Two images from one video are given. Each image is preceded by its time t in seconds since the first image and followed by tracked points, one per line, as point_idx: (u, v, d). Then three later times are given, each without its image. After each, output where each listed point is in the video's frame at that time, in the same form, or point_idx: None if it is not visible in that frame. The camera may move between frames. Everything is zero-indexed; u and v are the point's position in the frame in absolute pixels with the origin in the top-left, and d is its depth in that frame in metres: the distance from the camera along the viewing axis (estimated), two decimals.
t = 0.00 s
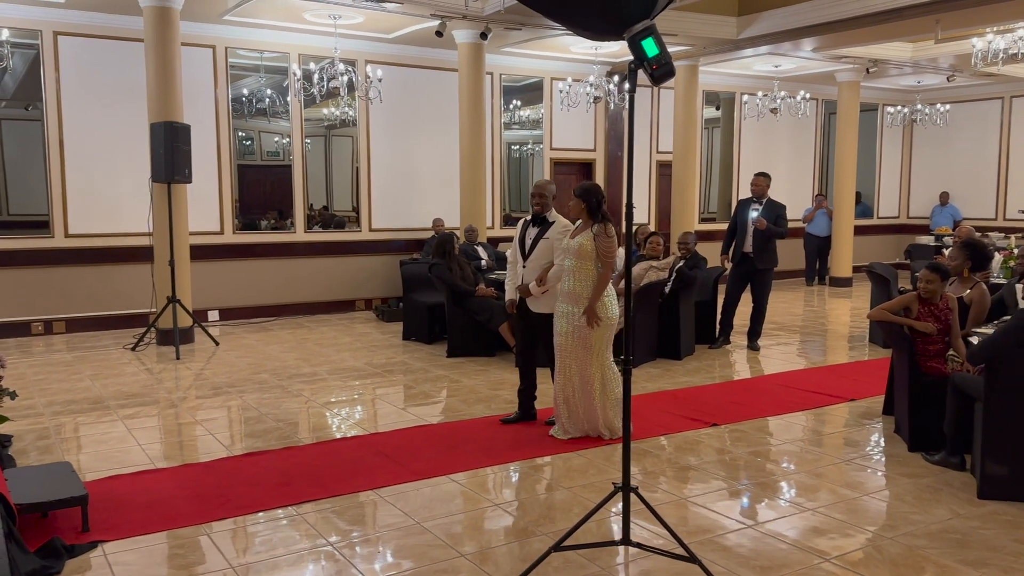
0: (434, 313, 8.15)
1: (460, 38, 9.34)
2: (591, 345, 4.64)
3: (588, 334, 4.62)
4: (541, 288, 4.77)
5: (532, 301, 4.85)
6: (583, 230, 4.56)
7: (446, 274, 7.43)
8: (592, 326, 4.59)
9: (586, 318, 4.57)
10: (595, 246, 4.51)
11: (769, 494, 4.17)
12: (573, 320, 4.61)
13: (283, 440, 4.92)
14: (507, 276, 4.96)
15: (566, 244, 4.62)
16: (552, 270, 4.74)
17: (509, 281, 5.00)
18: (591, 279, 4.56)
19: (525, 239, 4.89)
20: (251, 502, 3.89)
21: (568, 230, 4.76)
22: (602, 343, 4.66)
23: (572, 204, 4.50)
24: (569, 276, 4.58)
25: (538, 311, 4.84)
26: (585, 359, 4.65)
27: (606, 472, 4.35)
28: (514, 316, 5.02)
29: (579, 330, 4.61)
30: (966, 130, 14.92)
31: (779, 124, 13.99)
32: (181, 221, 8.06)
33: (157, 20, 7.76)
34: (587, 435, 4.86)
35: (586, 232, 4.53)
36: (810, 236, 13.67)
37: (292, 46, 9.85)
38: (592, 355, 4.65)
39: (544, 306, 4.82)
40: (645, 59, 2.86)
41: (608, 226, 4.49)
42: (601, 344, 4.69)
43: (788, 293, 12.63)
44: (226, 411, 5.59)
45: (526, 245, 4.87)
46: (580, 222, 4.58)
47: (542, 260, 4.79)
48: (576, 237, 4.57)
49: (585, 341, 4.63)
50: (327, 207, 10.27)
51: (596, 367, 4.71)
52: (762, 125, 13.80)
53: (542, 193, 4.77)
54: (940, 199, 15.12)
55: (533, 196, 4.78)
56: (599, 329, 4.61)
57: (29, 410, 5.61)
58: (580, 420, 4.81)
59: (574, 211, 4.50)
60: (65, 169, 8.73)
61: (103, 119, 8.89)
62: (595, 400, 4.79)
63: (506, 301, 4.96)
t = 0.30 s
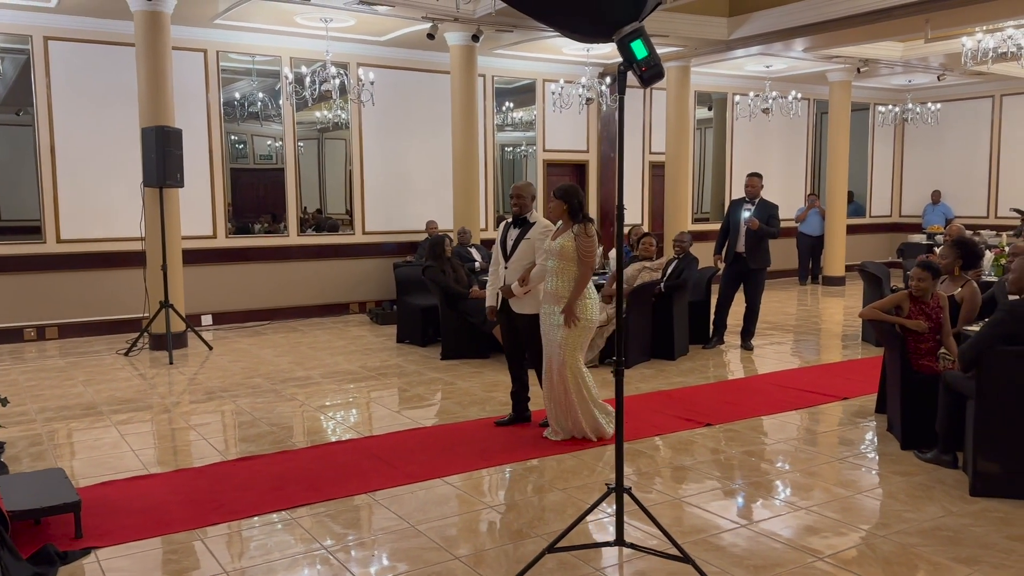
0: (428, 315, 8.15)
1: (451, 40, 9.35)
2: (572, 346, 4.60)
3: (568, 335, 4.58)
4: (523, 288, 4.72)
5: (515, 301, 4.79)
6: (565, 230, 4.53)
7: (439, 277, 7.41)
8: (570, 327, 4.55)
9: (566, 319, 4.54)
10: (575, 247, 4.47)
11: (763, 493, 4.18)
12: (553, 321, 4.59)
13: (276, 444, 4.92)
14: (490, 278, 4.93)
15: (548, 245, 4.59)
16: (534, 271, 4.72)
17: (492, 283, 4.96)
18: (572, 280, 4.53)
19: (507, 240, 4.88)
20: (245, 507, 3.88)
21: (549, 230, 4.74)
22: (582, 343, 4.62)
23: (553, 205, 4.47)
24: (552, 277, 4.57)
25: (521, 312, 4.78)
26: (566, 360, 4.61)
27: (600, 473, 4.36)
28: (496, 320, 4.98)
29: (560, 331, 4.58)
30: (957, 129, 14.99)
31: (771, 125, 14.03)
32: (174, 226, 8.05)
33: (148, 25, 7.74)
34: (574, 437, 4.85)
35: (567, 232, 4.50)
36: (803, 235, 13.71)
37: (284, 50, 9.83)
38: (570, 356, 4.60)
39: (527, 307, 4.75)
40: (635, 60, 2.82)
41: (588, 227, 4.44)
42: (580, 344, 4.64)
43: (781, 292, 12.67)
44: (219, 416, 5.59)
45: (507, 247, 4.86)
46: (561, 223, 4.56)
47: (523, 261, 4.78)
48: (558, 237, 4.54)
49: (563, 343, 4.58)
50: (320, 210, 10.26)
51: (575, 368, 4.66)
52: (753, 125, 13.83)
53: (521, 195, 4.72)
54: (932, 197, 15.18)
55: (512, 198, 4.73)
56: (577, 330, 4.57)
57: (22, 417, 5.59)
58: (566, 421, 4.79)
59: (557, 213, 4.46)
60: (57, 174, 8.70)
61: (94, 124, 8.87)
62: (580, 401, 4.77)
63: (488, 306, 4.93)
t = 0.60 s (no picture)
0: (415, 319, 8.14)
1: (436, 44, 9.35)
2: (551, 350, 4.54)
3: (546, 339, 4.52)
4: (502, 291, 4.69)
5: (494, 304, 4.76)
6: (544, 233, 4.49)
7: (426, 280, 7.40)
8: (548, 329, 4.48)
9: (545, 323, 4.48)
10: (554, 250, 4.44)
11: (750, 494, 4.19)
12: (532, 323, 4.55)
13: (262, 450, 4.90)
14: (470, 281, 4.90)
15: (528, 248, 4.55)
16: (514, 273, 4.67)
17: (470, 286, 4.93)
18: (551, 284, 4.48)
19: (486, 244, 4.86)
20: (230, 514, 3.87)
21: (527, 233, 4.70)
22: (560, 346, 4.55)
23: (532, 207, 4.41)
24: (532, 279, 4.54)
25: (499, 315, 4.74)
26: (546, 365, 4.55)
27: (588, 475, 4.36)
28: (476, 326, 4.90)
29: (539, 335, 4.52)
30: (940, 129, 15.12)
31: (756, 127, 14.11)
32: (158, 232, 8.00)
33: (131, 29, 7.70)
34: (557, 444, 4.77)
35: (546, 236, 4.48)
36: (788, 236, 13.78)
37: (268, 54, 9.81)
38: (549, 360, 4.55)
39: (506, 310, 4.72)
40: (615, 64, 2.87)
41: (568, 230, 4.38)
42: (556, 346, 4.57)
43: (767, 293, 12.73)
44: (205, 422, 5.56)
45: (487, 250, 4.84)
46: (541, 226, 4.51)
47: (503, 264, 4.74)
48: (539, 241, 4.50)
49: (539, 344, 4.52)
50: (307, 215, 10.23)
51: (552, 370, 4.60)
52: (738, 127, 13.90)
53: (501, 199, 4.70)
54: (916, 197, 15.29)
55: (492, 201, 4.70)
56: (554, 332, 4.51)
57: (5, 425, 5.54)
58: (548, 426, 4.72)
59: (535, 216, 4.42)
60: (39, 180, 8.64)
61: (77, 129, 8.81)
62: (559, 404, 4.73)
63: (466, 311, 4.87)
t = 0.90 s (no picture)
0: (390, 325, 8.12)
1: (409, 49, 9.35)
2: (524, 357, 4.52)
3: (520, 345, 4.50)
4: (474, 296, 4.70)
5: (465, 310, 4.76)
6: (514, 238, 4.48)
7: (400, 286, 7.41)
8: (524, 336, 4.47)
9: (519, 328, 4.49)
10: (526, 255, 4.44)
11: (724, 495, 4.23)
12: (507, 328, 4.55)
13: (236, 458, 4.85)
14: (440, 287, 4.88)
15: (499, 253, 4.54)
16: (483, 278, 4.67)
17: (442, 291, 4.89)
18: (523, 288, 4.49)
19: (456, 249, 4.85)
20: (203, 524, 3.83)
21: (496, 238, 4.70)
22: (533, 353, 4.53)
23: (501, 212, 4.41)
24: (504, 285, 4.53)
25: (469, 320, 4.75)
26: (519, 372, 4.53)
27: (564, 479, 4.37)
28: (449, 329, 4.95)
29: (512, 341, 4.53)
30: (907, 133, 15.37)
31: (727, 132, 14.26)
32: (128, 240, 7.91)
33: (99, 35, 7.61)
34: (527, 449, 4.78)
35: (518, 240, 4.45)
36: (760, 239, 13.93)
37: (240, 59, 9.75)
38: (523, 366, 4.53)
39: (476, 315, 4.73)
40: (586, 69, 2.90)
41: (538, 235, 4.43)
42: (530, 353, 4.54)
43: (740, 296, 12.85)
44: (178, 431, 5.50)
45: (456, 255, 4.83)
46: (510, 231, 4.51)
47: (472, 270, 4.74)
48: (508, 245, 4.49)
49: (515, 350, 4.51)
50: (280, 221, 10.17)
51: (530, 377, 4.57)
52: (710, 132, 14.04)
53: (469, 204, 4.70)
54: (885, 200, 15.51)
55: (460, 206, 4.70)
56: (531, 338, 4.49)
57: None
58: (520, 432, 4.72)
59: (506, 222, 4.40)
60: (5, 187, 8.51)
61: (45, 135, 8.69)
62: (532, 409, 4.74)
63: (438, 316, 4.84)
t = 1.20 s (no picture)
0: (367, 335, 8.09)
1: (385, 59, 9.35)
2: (498, 366, 4.55)
3: (493, 354, 4.53)
4: (443, 307, 4.69)
5: (433, 321, 4.76)
6: (489, 247, 4.50)
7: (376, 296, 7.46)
8: (497, 345, 4.50)
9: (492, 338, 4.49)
10: (500, 265, 4.43)
11: (701, 501, 4.26)
12: (480, 339, 4.54)
13: (211, 471, 4.81)
14: (412, 297, 4.88)
15: (472, 262, 4.55)
16: (453, 289, 4.67)
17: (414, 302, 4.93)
18: (496, 298, 4.48)
19: (427, 258, 4.85)
20: (177, 537, 3.79)
21: (467, 249, 4.70)
22: (508, 362, 4.57)
23: (477, 220, 4.42)
24: (477, 294, 4.52)
25: (439, 331, 4.75)
26: (492, 381, 4.56)
27: (542, 488, 4.38)
28: (421, 339, 4.90)
29: (485, 351, 4.54)
30: (879, 141, 15.59)
31: (702, 140, 14.39)
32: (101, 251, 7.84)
33: (71, 44, 7.54)
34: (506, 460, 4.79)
35: (492, 250, 4.46)
36: (736, 247, 14.05)
37: (215, 69, 9.70)
38: (498, 375, 4.56)
39: (446, 327, 4.73)
40: (558, 80, 2.94)
41: (513, 244, 4.41)
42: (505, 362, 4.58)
43: (717, 303, 12.94)
44: (152, 444, 5.45)
45: (427, 265, 4.84)
46: (485, 240, 4.52)
47: (442, 280, 4.75)
48: (483, 254, 4.50)
49: (489, 360, 4.53)
50: (256, 230, 10.11)
51: (507, 386, 4.60)
52: (686, 141, 14.16)
53: (440, 214, 4.69)
54: (858, 207, 15.71)
55: (431, 217, 4.69)
56: (504, 348, 4.52)
57: None
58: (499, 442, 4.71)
59: (482, 229, 4.42)
60: None
61: (15, 146, 8.59)
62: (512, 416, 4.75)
63: (410, 326, 4.84)
